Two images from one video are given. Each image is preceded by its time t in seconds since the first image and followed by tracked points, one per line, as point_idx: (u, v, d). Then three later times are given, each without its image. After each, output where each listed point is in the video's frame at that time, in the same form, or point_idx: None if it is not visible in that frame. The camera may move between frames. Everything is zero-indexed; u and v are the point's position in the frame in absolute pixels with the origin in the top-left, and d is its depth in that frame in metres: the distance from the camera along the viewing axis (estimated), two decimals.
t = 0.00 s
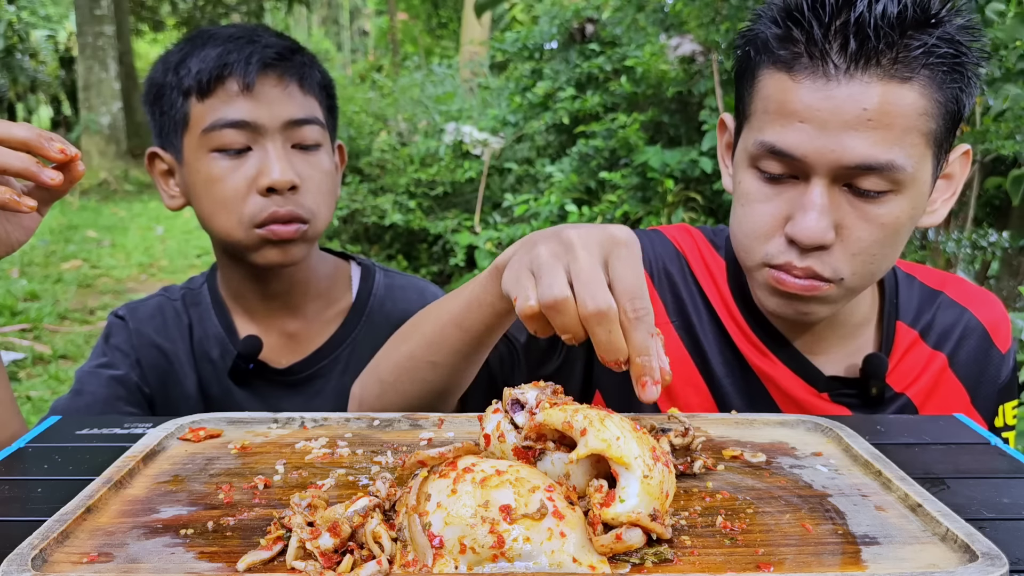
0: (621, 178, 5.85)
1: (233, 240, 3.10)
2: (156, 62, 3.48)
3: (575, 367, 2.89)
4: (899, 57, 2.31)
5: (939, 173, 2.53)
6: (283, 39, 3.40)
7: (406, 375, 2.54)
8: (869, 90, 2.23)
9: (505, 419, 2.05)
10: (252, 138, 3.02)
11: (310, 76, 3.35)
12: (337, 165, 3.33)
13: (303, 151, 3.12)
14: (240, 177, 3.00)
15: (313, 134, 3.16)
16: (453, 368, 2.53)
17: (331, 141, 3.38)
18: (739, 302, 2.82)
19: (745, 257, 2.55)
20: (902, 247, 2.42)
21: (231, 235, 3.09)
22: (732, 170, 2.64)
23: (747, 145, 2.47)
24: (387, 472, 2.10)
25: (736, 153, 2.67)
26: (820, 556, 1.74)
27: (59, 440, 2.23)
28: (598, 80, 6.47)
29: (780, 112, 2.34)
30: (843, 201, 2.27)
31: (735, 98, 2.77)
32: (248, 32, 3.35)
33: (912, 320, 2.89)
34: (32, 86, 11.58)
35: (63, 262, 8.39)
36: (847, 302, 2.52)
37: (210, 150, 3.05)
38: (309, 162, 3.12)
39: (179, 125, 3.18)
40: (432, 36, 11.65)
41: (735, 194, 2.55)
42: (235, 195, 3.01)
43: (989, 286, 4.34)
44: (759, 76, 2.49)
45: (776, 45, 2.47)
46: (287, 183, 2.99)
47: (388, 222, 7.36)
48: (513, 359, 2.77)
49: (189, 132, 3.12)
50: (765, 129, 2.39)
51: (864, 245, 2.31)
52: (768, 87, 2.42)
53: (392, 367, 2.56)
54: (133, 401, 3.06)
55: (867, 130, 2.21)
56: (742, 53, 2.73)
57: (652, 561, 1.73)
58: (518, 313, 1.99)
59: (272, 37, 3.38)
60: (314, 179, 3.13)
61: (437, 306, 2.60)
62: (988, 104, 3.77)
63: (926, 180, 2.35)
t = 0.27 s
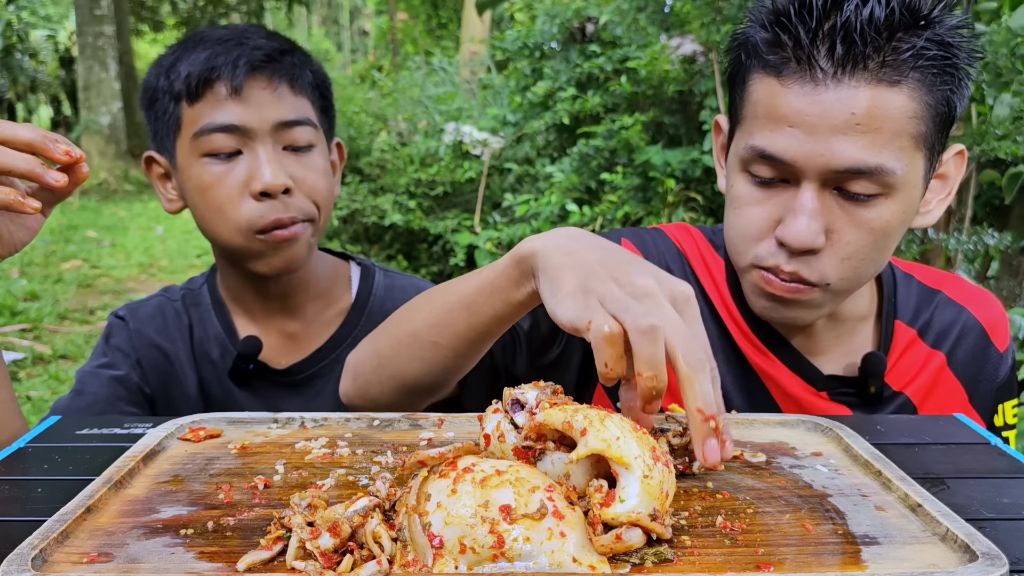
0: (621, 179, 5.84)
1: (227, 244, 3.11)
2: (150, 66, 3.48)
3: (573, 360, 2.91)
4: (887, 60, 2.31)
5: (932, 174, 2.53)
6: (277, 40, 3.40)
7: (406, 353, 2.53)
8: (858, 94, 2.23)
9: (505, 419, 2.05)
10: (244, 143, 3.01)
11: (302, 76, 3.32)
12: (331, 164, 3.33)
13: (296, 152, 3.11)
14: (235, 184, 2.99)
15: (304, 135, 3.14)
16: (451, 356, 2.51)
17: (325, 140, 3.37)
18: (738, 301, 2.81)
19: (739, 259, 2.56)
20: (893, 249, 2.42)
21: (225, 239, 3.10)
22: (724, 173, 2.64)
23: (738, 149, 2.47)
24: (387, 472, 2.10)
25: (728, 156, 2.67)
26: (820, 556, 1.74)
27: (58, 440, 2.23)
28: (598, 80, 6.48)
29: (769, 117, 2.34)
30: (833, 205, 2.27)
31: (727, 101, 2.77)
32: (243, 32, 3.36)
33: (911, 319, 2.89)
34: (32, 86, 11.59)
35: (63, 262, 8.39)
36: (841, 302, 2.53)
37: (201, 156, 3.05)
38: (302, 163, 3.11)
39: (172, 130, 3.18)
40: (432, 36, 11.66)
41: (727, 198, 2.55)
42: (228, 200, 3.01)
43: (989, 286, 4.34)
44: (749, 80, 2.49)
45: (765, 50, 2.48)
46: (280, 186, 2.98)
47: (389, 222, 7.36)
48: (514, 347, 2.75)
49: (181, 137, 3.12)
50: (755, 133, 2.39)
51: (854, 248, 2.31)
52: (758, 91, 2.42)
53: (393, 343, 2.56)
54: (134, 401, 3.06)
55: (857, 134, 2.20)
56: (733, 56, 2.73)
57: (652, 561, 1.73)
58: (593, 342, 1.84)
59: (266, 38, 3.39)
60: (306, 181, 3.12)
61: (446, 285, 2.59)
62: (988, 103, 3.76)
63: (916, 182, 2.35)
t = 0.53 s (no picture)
0: (621, 179, 5.83)
1: (213, 248, 3.10)
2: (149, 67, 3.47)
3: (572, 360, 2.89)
4: (892, 61, 2.31)
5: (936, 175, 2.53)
6: (271, 41, 3.39)
7: (393, 374, 2.59)
8: (863, 95, 2.23)
9: (505, 419, 2.05)
10: (225, 147, 2.99)
11: (292, 78, 3.28)
12: (322, 166, 3.29)
13: (280, 156, 3.08)
14: (212, 188, 2.99)
15: (292, 138, 3.11)
16: (432, 375, 2.57)
17: (318, 142, 3.33)
18: (738, 303, 2.83)
19: (741, 260, 2.57)
20: (896, 250, 2.41)
21: (211, 243, 3.09)
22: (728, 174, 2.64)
23: (742, 149, 2.47)
24: (387, 473, 2.10)
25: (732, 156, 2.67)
26: (820, 556, 1.74)
27: (59, 440, 2.23)
28: (598, 81, 6.48)
29: (773, 117, 2.35)
30: (835, 206, 2.26)
31: (731, 101, 2.78)
32: (240, 33, 3.36)
33: (912, 320, 2.89)
34: (32, 86, 11.59)
35: (63, 263, 8.39)
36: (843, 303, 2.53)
37: (187, 158, 3.04)
38: (285, 167, 3.07)
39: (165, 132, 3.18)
40: (432, 36, 11.66)
41: (731, 198, 2.55)
42: (212, 204, 3.00)
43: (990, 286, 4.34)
44: (754, 80, 2.50)
45: (770, 50, 2.48)
46: (259, 190, 2.96)
47: (388, 222, 7.36)
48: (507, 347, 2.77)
49: (171, 140, 3.12)
50: (759, 133, 2.40)
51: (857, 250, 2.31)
52: (763, 91, 2.42)
53: (380, 365, 2.63)
54: (133, 402, 3.07)
55: (860, 135, 2.20)
56: (738, 56, 2.74)
57: (652, 561, 1.73)
58: (547, 347, 1.94)
59: (260, 38, 3.37)
60: (293, 184, 3.09)
61: (428, 308, 2.67)
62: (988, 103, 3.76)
63: (919, 184, 2.34)
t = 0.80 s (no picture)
0: (620, 180, 5.83)
1: (210, 248, 3.11)
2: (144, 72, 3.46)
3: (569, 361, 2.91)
4: (877, 64, 2.31)
5: (926, 174, 2.53)
6: (265, 41, 3.38)
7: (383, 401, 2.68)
8: (850, 98, 2.22)
9: (505, 419, 2.05)
10: (222, 146, 2.99)
11: (288, 77, 3.27)
12: (319, 167, 3.28)
13: (276, 156, 3.07)
14: (209, 187, 3.00)
15: (287, 138, 3.10)
16: (424, 400, 2.66)
17: (314, 142, 3.32)
18: (733, 306, 2.81)
19: (732, 261, 2.57)
20: (888, 251, 2.41)
21: (207, 243, 3.10)
22: (717, 177, 2.64)
23: (730, 153, 2.47)
24: (387, 473, 2.10)
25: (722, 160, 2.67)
26: (820, 556, 1.74)
27: (58, 440, 2.23)
28: (597, 82, 6.48)
29: (761, 121, 2.34)
30: (825, 207, 2.27)
31: (720, 105, 2.77)
32: (232, 33, 3.34)
33: (907, 318, 2.88)
34: (32, 86, 11.58)
35: (63, 262, 8.39)
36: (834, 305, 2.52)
37: (183, 157, 3.05)
38: (281, 168, 3.07)
39: (161, 133, 3.19)
40: (432, 37, 11.67)
41: (721, 202, 2.55)
42: (207, 203, 3.01)
43: (989, 287, 4.34)
44: (742, 84, 2.49)
45: (756, 54, 2.48)
46: (255, 190, 2.96)
47: (388, 222, 7.36)
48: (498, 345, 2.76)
49: (167, 141, 3.13)
50: (747, 137, 2.39)
51: (849, 251, 2.31)
52: (750, 95, 2.42)
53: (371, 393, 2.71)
54: (132, 402, 3.08)
55: (848, 138, 2.19)
56: (726, 60, 2.74)
57: (652, 561, 1.73)
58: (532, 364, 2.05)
59: (256, 38, 3.36)
60: (289, 183, 3.08)
61: (415, 335, 2.73)
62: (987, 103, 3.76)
63: (909, 184, 2.34)
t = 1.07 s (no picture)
0: (620, 180, 5.83)
1: (209, 248, 3.11)
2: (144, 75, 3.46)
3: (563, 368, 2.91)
4: (870, 59, 2.30)
5: (919, 173, 2.53)
6: (264, 42, 3.37)
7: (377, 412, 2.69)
8: (842, 93, 2.23)
9: (505, 419, 2.05)
10: (222, 147, 3.00)
11: (287, 77, 3.26)
12: (318, 169, 3.28)
13: (275, 157, 3.07)
14: (210, 187, 3.00)
15: (286, 138, 3.10)
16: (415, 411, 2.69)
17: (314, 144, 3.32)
18: (728, 310, 2.80)
19: (723, 260, 2.56)
20: (882, 249, 2.41)
21: (206, 243, 3.11)
22: (711, 172, 2.64)
23: (723, 148, 2.47)
24: (387, 472, 2.10)
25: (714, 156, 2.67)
26: (820, 556, 1.74)
27: (58, 440, 2.23)
28: (596, 82, 6.49)
29: (754, 115, 2.34)
30: (819, 204, 2.26)
31: (714, 102, 2.77)
32: (229, 33, 3.34)
33: (901, 319, 2.89)
34: (32, 86, 11.58)
35: (63, 263, 8.39)
36: (826, 304, 2.51)
37: (182, 158, 3.05)
38: (281, 168, 3.06)
39: (161, 134, 3.19)
40: (432, 38, 11.67)
41: (714, 198, 2.55)
42: (207, 203, 3.01)
43: (989, 288, 4.34)
44: (735, 79, 2.49)
45: (750, 48, 2.48)
46: (255, 190, 2.96)
47: (388, 222, 7.37)
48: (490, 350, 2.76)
49: (167, 141, 3.13)
50: (739, 132, 2.39)
51: (843, 248, 2.30)
52: (743, 89, 2.42)
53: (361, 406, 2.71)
54: (132, 402, 3.07)
55: (840, 133, 2.20)
56: (721, 56, 2.74)
57: (652, 561, 1.73)
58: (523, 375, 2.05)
59: (255, 39, 3.35)
60: (288, 183, 3.08)
61: (397, 346, 2.74)
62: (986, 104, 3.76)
63: (902, 181, 2.34)
